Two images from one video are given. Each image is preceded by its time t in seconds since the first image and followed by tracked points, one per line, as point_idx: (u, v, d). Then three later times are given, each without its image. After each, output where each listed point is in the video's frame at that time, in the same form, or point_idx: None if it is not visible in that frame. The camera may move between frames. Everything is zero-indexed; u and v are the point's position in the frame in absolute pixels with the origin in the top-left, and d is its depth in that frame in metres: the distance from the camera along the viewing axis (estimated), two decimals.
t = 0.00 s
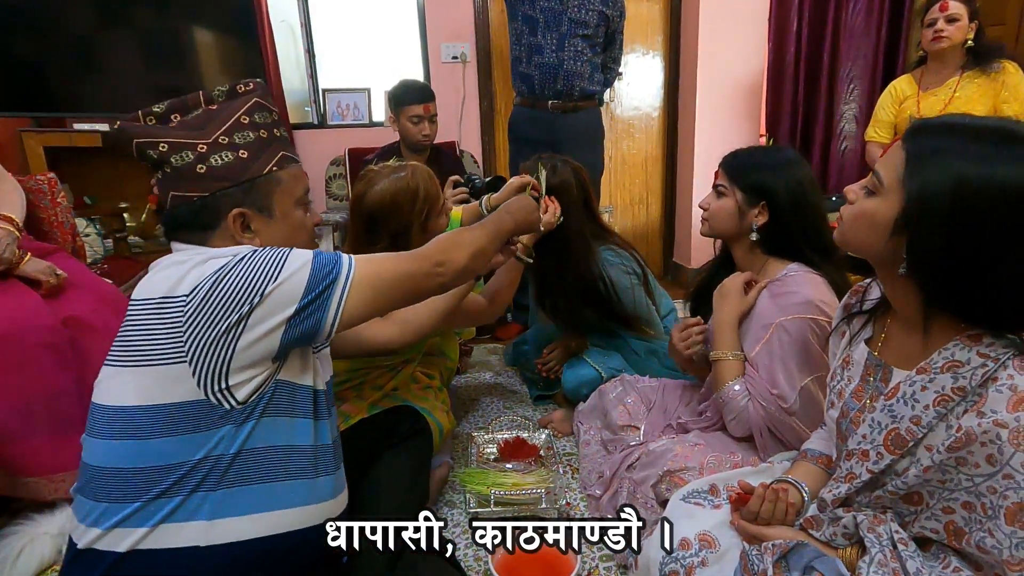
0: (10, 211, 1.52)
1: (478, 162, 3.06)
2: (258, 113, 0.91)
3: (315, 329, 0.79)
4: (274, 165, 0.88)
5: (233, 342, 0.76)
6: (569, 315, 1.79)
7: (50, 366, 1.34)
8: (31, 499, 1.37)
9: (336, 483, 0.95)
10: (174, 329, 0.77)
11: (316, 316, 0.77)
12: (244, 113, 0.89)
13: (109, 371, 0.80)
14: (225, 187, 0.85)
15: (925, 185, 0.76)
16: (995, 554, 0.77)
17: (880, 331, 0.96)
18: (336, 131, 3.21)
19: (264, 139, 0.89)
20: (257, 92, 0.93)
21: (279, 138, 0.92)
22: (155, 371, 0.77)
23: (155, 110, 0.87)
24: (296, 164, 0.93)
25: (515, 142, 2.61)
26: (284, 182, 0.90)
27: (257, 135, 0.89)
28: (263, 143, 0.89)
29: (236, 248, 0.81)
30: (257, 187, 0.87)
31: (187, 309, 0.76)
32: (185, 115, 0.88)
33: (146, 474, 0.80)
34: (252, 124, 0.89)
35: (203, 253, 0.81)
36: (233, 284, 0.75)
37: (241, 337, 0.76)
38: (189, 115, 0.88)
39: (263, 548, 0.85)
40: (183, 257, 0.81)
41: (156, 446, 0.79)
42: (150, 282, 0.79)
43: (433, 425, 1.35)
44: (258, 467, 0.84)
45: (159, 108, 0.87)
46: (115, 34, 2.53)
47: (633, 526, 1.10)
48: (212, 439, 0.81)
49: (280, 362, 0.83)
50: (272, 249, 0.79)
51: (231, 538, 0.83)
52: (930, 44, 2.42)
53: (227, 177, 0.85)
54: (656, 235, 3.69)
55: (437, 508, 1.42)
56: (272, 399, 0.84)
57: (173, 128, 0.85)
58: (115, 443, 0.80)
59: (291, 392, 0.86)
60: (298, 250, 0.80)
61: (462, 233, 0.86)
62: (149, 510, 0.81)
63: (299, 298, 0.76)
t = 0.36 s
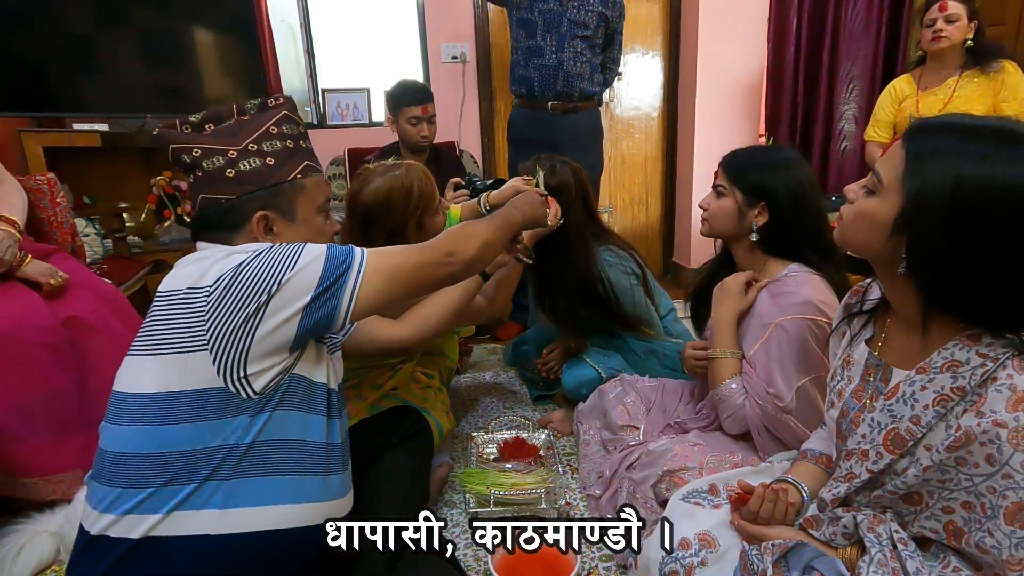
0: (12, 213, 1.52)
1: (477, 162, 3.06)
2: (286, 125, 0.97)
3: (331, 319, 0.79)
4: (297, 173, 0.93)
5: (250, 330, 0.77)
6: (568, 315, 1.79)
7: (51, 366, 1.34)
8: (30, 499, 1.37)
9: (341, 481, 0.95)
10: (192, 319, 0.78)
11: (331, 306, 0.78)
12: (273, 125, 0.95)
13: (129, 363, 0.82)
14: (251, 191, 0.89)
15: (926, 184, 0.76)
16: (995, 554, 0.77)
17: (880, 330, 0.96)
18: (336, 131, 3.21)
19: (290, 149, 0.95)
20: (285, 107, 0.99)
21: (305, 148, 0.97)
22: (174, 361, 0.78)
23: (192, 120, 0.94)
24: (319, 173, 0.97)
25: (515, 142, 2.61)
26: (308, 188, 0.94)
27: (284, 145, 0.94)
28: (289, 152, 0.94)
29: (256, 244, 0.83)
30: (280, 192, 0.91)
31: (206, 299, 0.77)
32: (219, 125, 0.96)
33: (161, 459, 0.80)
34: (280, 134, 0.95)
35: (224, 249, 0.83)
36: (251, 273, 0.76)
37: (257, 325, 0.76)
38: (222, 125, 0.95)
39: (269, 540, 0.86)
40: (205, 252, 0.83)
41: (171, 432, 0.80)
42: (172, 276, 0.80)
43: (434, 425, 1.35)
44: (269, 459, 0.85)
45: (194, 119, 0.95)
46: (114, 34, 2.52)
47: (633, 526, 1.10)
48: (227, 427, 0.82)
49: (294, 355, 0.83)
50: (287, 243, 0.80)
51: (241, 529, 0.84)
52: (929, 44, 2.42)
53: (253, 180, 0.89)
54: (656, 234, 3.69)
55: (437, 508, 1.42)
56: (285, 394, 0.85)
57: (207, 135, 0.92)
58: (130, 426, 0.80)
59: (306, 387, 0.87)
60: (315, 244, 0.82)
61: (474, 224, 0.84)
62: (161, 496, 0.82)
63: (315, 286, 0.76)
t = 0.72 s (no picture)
0: (13, 215, 1.52)
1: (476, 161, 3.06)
2: (300, 133, 1.00)
3: (338, 315, 0.79)
4: (311, 179, 0.94)
5: (258, 326, 0.77)
6: (568, 315, 1.79)
7: (52, 367, 1.34)
8: (31, 499, 1.37)
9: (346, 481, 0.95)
10: (204, 313, 0.78)
11: (338, 303, 0.78)
12: (287, 133, 0.98)
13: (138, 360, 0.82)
14: (265, 194, 0.90)
15: (922, 186, 0.77)
16: (994, 554, 0.77)
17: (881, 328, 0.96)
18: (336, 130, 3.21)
19: (304, 155, 0.97)
20: (299, 118, 1.03)
21: (317, 156, 0.99)
22: (183, 355, 0.79)
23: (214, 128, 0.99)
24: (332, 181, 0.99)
25: (513, 142, 2.61)
26: (320, 193, 0.93)
27: (298, 152, 0.96)
28: (302, 158, 0.96)
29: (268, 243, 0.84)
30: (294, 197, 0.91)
31: (217, 294, 0.78)
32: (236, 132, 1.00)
33: (165, 454, 0.80)
34: (294, 141, 0.97)
35: (235, 246, 0.84)
36: (262, 269, 0.77)
37: (265, 320, 0.77)
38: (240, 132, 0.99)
39: (271, 541, 0.85)
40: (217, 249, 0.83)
41: (179, 426, 0.80)
42: (186, 271, 0.81)
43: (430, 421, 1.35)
44: (275, 456, 0.85)
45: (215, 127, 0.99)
46: (114, 34, 2.52)
47: (634, 526, 1.10)
48: (235, 421, 0.82)
49: (303, 354, 0.83)
50: (296, 242, 0.80)
51: (246, 523, 0.84)
52: (928, 44, 2.42)
53: (268, 182, 0.91)
54: (655, 234, 3.69)
55: (437, 508, 1.42)
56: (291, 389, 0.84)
57: (226, 141, 0.96)
58: (138, 419, 0.81)
59: (314, 383, 0.88)
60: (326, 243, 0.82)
61: (475, 226, 0.85)
62: (165, 491, 0.82)
63: (322, 283, 0.77)
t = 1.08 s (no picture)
0: (6, 216, 1.51)
1: (472, 161, 3.05)
2: (309, 133, 0.97)
3: (321, 328, 0.76)
4: (318, 173, 0.92)
5: (240, 336, 0.75)
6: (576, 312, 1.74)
7: (46, 368, 1.33)
8: (26, 502, 1.36)
9: (343, 503, 0.94)
10: (193, 324, 0.79)
11: (324, 310, 0.75)
12: (296, 133, 0.96)
13: (138, 369, 0.83)
14: (270, 187, 0.90)
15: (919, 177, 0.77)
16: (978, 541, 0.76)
17: (862, 334, 0.95)
18: (330, 130, 3.20)
19: (312, 153, 0.94)
20: (310, 121, 1.01)
21: (327, 154, 0.97)
22: (172, 366, 0.79)
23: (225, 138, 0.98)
24: (342, 178, 0.96)
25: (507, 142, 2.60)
26: (330, 187, 0.92)
27: (305, 149, 0.94)
28: (310, 155, 0.94)
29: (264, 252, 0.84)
30: (300, 189, 0.90)
31: (207, 304, 0.78)
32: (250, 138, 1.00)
33: (161, 465, 0.80)
34: (303, 141, 0.95)
35: (233, 256, 0.84)
36: (246, 278, 0.76)
37: (246, 331, 0.75)
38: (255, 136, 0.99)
39: (263, 562, 0.84)
40: (216, 257, 0.85)
41: (173, 439, 0.80)
42: (185, 281, 0.83)
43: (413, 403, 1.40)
44: (268, 473, 0.83)
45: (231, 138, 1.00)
46: (109, 33, 2.49)
47: (633, 526, 1.07)
48: (228, 440, 0.80)
49: (298, 365, 0.81)
50: (288, 251, 0.79)
51: (241, 545, 0.82)
52: (931, 43, 2.43)
53: (273, 179, 0.90)
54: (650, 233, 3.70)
55: (436, 508, 1.42)
56: (288, 405, 0.83)
57: (235, 146, 0.95)
58: (138, 429, 0.81)
59: (318, 402, 0.87)
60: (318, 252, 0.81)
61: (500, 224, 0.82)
62: (161, 505, 0.81)
63: (304, 292, 0.75)
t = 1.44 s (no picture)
0: (7, 215, 1.51)
1: (472, 160, 3.05)
2: (313, 134, 0.97)
3: (319, 330, 0.75)
4: (322, 174, 0.92)
5: (239, 338, 0.75)
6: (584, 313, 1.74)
7: (46, 369, 1.33)
8: (25, 501, 1.36)
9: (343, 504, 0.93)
10: (192, 325, 0.79)
11: (322, 312, 0.75)
12: (300, 133, 0.96)
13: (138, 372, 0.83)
14: (274, 187, 0.90)
15: (915, 178, 0.77)
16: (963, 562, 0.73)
17: (853, 343, 0.95)
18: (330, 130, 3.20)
19: (316, 153, 0.94)
20: (314, 121, 1.01)
21: (331, 155, 0.97)
22: (171, 367, 0.79)
23: (230, 138, 0.98)
24: (346, 179, 0.96)
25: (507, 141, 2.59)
26: (333, 188, 0.92)
27: (310, 151, 0.94)
28: (315, 156, 0.94)
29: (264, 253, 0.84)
30: (304, 190, 0.90)
31: (206, 305, 0.79)
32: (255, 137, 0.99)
33: (160, 468, 0.80)
34: (307, 141, 0.95)
35: (234, 256, 0.84)
36: (246, 280, 0.76)
37: (245, 333, 0.75)
38: (258, 135, 0.99)
39: (263, 564, 0.84)
40: (216, 258, 0.84)
41: (173, 442, 0.80)
42: (184, 281, 0.83)
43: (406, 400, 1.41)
44: (266, 477, 0.83)
45: (236, 136, 1.00)
46: (109, 32, 2.49)
47: (633, 526, 1.06)
48: (228, 442, 0.80)
49: (298, 368, 0.80)
50: (288, 252, 0.79)
51: (240, 547, 0.82)
52: (931, 42, 2.43)
53: (276, 179, 0.90)
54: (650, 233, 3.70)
55: (435, 507, 1.42)
56: (289, 407, 0.83)
57: (240, 146, 0.95)
58: (139, 431, 0.81)
59: (319, 404, 0.87)
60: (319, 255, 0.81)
61: (499, 224, 0.82)
62: (162, 507, 0.81)
63: (302, 294, 0.74)
